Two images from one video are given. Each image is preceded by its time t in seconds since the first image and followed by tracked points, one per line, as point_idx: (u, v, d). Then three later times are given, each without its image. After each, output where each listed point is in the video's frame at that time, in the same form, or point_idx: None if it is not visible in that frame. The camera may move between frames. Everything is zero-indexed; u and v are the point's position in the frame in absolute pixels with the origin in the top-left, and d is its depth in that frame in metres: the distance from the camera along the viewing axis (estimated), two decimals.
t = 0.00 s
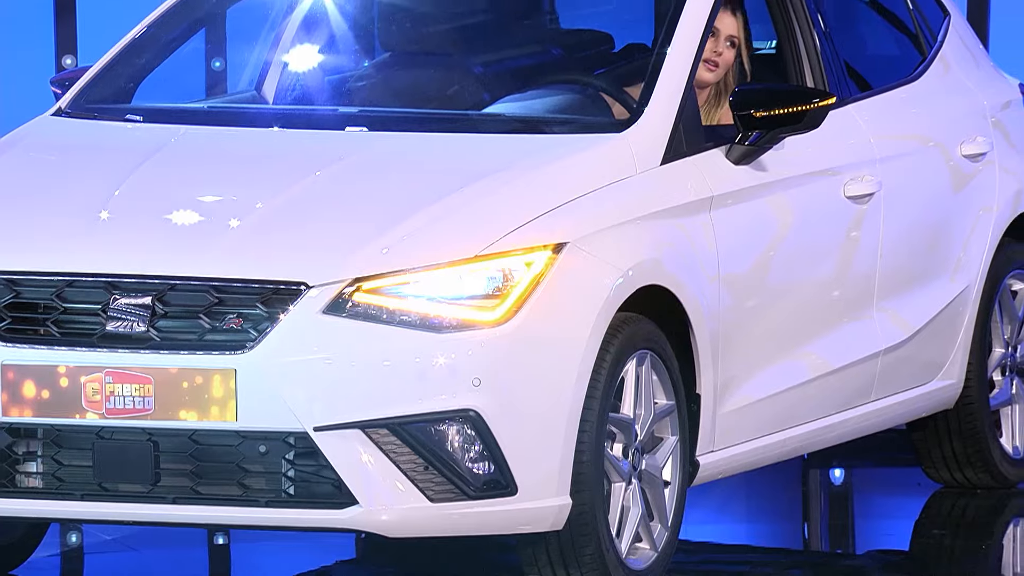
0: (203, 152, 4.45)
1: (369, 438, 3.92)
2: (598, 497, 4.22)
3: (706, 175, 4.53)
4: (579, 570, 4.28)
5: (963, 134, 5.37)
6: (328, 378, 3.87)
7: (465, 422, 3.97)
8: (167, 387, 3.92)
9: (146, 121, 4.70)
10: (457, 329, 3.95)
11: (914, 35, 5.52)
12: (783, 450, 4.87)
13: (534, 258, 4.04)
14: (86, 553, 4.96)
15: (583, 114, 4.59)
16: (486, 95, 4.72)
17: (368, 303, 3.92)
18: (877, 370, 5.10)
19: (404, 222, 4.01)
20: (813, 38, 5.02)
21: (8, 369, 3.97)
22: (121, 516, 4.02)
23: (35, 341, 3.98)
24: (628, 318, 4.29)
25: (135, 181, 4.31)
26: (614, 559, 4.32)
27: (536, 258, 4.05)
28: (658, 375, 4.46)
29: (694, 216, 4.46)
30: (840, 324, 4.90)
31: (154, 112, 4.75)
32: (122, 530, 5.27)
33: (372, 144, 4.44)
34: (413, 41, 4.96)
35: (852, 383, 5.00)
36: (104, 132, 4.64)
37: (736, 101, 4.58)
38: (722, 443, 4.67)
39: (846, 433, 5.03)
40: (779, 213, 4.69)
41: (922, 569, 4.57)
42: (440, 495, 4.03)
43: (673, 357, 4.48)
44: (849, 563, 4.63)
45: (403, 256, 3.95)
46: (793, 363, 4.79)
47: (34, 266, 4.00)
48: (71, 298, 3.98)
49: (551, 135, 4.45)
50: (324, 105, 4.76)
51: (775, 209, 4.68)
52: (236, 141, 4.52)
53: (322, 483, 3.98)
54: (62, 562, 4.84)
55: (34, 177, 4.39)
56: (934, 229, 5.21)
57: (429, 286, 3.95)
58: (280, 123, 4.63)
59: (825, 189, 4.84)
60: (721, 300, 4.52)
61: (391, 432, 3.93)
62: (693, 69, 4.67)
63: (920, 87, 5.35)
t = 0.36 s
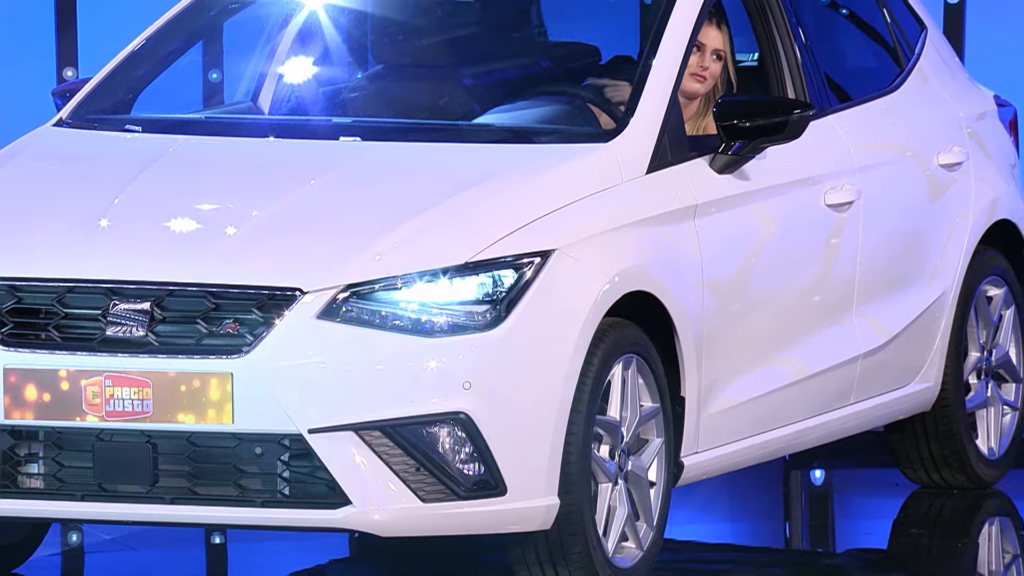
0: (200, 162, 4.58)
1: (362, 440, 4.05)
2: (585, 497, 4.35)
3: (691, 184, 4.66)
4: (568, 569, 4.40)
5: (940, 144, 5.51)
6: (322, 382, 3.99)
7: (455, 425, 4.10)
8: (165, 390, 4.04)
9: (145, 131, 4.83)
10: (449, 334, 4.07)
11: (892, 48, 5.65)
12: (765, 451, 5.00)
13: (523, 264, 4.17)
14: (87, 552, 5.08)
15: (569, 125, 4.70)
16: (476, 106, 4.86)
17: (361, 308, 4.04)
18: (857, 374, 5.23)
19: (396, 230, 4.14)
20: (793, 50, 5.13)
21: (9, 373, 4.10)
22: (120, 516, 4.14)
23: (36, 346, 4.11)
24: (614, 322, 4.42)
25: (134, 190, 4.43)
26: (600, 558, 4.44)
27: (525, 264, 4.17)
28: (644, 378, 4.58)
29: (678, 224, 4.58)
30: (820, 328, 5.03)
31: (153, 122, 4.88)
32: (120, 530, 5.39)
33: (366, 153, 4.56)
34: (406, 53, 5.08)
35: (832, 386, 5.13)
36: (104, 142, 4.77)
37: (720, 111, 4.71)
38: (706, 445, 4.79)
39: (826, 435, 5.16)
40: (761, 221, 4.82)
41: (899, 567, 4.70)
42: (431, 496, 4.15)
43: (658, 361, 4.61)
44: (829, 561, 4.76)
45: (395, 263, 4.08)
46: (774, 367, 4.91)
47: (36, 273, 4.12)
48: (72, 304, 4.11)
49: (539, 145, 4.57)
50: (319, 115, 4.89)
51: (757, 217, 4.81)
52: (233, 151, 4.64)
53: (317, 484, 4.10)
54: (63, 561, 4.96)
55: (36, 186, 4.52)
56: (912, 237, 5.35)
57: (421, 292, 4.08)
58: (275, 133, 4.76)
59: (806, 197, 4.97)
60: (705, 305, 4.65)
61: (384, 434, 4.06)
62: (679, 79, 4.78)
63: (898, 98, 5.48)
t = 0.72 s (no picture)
0: (198, 170, 4.70)
1: (356, 440, 4.17)
2: (574, 496, 4.48)
3: (677, 191, 4.79)
4: (557, 566, 4.53)
5: (920, 152, 5.65)
6: (317, 384, 4.12)
7: (447, 425, 4.23)
8: (165, 392, 4.17)
9: (145, 140, 4.95)
10: (441, 337, 4.20)
11: (872, 59, 5.79)
12: (748, 451, 5.13)
13: (514, 269, 4.30)
14: (89, 550, 5.21)
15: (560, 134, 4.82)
16: (468, 115, 4.99)
17: (355, 313, 4.16)
18: (838, 376, 5.37)
19: (390, 236, 4.26)
20: (776, 61, 5.25)
21: (13, 375, 4.22)
22: (121, 514, 4.27)
23: (39, 348, 4.23)
24: (602, 326, 4.54)
25: (134, 197, 4.56)
26: (589, 556, 4.57)
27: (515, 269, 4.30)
28: (631, 380, 4.71)
29: (664, 230, 4.71)
30: (802, 332, 5.17)
31: (152, 131, 5.00)
32: (122, 528, 5.51)
33: (360, 161, 4.69)
34: (400, 65, 5.22)
35: (814, 388, 5.26)
36: (105, 150, 4.89)
37: (706, 120, 4.83)
38: (691, 446, 4.92)
39: (809, 435, 5.29)
40: (745, 227, 4.95)
41: (879, 564, 4.84)
42: (424, 495, 4.28)
43: (646, 364, 4.73)
44: (811, 558, 4.90)
45: (389, 268, 4.20)
46: (758, 369, 5.04)
47: (40, 278, 4.25)
48: (74, 308, 4.23)
49: (529, 153, 4.69)
50: (314, 124, 5.01)
51: (741, 223, 4.94)
52: (231, 159, 4.77)
53: (313, 483, 4.23)
54: (65, 559, 5.09)
55: (39, 193, 4.65)
56: (891, 242, 5.49)
57: (414, 296, 4.20)
58: (272, 142, 4.89)
59: (788, 204, 5.10)
60: (690, 310, 4.78)
61: (377, 434, 4.19)
62: (665, 89, 4.90)
63: (879, 108, 5.62)
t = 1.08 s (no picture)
0: (199, 177, 4.84)
1: (353, 439, 4.31)
2: (565, 494, 4.61)
3: (665, 197, 4.92)
4: (548, 563, 4.66)
5: (901, 159, 5.81)
6: (316, 385, 4.25)
7: (442, 425, 4.36)
8: (167, 392, 4.31)
9: (148, 147, 5.09)
10: (436, 339, 4.33)
11: (854, 69, 5.93)
12: (735, 450, 5.26)
13: (507, 273, 4.43)
14: (93, 546, 5.35)
15: (551, 142, 4.96)
16: (462, 124, 5.10)
17: (353, 315, 4.30)
18: (823, 377, 5.51)
19: (385, 241, 4.40)
20: (762, 71, 5.41)
21: (19, 376, 4.36)
22: (124, 512, 4.41)
23: (45, 350, 4.36)
24: (593, 329, 4.68)
25: (137, 203, 4.69)
26: (580, 553, 4.71)
27: (508, 273, 4.43)
28: (621, 381, 4.84)
29: (653, 235, 4.84)
30: (787, 334, 5.31)
31: (155, 139, 5.14)
32: (125, 526, 5.65)
33: (357, 168, 4.83)
34: (397, 74, 5.34)
35: (798, 389, 5.40)
36: (109, 158, 5.03)
37: (694, 128, 4.97)
38: (679, 445, 5.06)
39: (794, 434, 5.43)
40: (731, 232, 5.09)
41: (861, 559, 4.99)
42: (419, 493, 4.41)
43: (635, 365, 4.87)
44: (796, 555, 5.05)
45: (385, 272, 4.34)
46: (744, 371, 5.18)
47: (46, 282, 4.38)
48: (78, 311, 4.37)
49: (522, 160, 4.82)
50: (312, 132, 5.16)
51: (727, 229, 5.09)
52: (231, 167, 4.90)
53: (311, 482, 4.36)
54: (70, 556, 5.22)
55: (44, 199, 4.78)
56: (873, 247, 5.64)
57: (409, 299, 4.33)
58: (271, 149, 5.03)
59: (773, 210, 5.25)
60: (679, 312, 4.91)
61: (374, 434, 4.32)
62: (654, 99, 5.03)
63: (862, 116, 5.77)
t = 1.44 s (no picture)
0: (200, 185, 4.98)
1: (350, 440, 4.44)
2: (556, 493, 4.75)
3: (653, 204, 5.06)
4: (539, 559, 4.81)
5: (882, 167, 5.96)
6: (313, 386, 4.39)
7: (436, 426, 4.50)
8: (169, 394, 4.45)
9: (150, 156, 5.24)
10: (430, 342, 4.47)
11: (836, 79, 6.09)
12: (720, 450, 5.41)
13: (499, 278, 4.57)
14: (97, 544, 5.50)
15: (541, 150, 5.10)
16: (456, 132, 5.26)
17: (349, 319, 4.43)
18: (806, 379, 5.66)
19: (380, 247, 4.54)
20: (747, 81, 5.57)
21: (25, 378, 4.49)
22: (127, 509, 4.54)
23: (49, 353, 4.51)
24: (583, 332, 4.82)
25: (139, 210, 4.83)
26: (570, 550, 4.85)
27: (500, 278, 4.57)
28: (610, 383, 4.98)
29: (642, 241, 4.98)
30: (771, 337, 5.46)
31: (157, 148, 5.29)
32: (128, 523, 5.80)
33: (353, 176, 4.97)
34: (391, 85, 5.50)
35: (782, 390, 5.55)
36: (113, 166, 5.18)
37: (680, 137, 5.12)
38: (667, 445, 5.20)
39: (778, 435, 5.57)
40: (717, 238, 5.24)
41: (843, 556, 5.16)
42: (413, 492, 4.55)
43: (624, 368, 5.01)
44: (780, 552, 5.22)
45: (380, 277, 4.48)
46: (729, 373, 5.33)
47: (51, 287, 4.52)
48: (82, 315, 4.51)
49: (514, 168, 4.97)
50: (309, 141, 5.31)
51: (713, 235, 5.23)
52: (231, 174, 5.05)
53: (308, 480, 4.50)
54: (74, 553, 5.37)
55: (49, 207, 4.92)
56: (855, 252, 5.79)
57: (404, 303, 4.47)
58: (270, 157, 5.17)
59: (758, 217, 5.39)
60: (667, 316, 5.05)
61: (370, 434, 4.46)
62: (642, 109, 5.17)
63: (844, 126, 5.93)
